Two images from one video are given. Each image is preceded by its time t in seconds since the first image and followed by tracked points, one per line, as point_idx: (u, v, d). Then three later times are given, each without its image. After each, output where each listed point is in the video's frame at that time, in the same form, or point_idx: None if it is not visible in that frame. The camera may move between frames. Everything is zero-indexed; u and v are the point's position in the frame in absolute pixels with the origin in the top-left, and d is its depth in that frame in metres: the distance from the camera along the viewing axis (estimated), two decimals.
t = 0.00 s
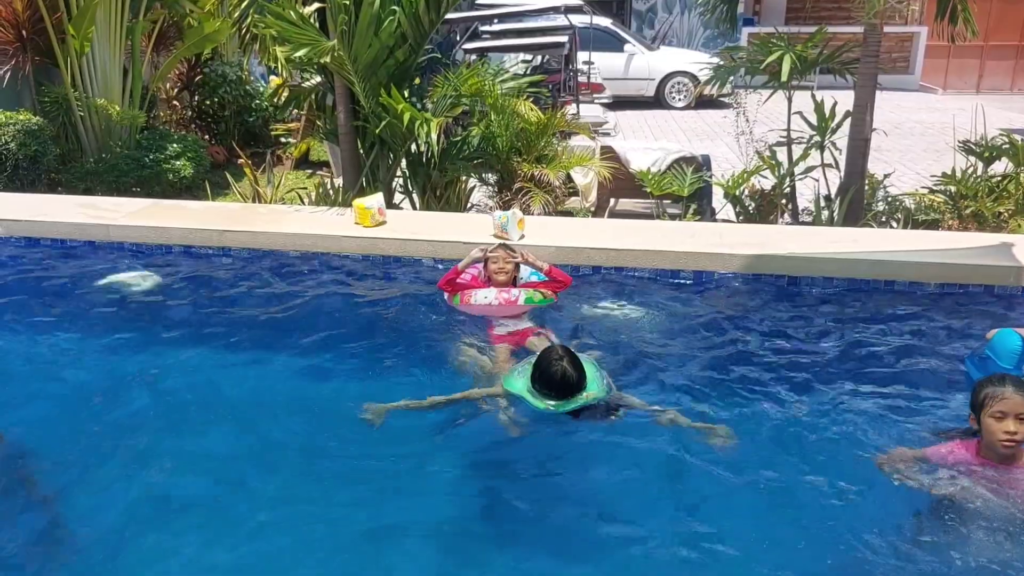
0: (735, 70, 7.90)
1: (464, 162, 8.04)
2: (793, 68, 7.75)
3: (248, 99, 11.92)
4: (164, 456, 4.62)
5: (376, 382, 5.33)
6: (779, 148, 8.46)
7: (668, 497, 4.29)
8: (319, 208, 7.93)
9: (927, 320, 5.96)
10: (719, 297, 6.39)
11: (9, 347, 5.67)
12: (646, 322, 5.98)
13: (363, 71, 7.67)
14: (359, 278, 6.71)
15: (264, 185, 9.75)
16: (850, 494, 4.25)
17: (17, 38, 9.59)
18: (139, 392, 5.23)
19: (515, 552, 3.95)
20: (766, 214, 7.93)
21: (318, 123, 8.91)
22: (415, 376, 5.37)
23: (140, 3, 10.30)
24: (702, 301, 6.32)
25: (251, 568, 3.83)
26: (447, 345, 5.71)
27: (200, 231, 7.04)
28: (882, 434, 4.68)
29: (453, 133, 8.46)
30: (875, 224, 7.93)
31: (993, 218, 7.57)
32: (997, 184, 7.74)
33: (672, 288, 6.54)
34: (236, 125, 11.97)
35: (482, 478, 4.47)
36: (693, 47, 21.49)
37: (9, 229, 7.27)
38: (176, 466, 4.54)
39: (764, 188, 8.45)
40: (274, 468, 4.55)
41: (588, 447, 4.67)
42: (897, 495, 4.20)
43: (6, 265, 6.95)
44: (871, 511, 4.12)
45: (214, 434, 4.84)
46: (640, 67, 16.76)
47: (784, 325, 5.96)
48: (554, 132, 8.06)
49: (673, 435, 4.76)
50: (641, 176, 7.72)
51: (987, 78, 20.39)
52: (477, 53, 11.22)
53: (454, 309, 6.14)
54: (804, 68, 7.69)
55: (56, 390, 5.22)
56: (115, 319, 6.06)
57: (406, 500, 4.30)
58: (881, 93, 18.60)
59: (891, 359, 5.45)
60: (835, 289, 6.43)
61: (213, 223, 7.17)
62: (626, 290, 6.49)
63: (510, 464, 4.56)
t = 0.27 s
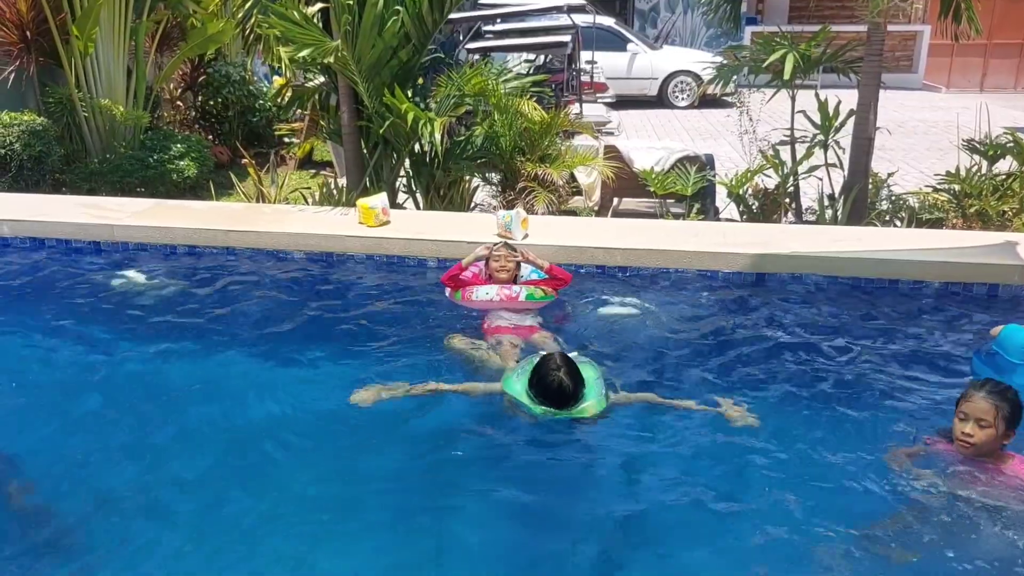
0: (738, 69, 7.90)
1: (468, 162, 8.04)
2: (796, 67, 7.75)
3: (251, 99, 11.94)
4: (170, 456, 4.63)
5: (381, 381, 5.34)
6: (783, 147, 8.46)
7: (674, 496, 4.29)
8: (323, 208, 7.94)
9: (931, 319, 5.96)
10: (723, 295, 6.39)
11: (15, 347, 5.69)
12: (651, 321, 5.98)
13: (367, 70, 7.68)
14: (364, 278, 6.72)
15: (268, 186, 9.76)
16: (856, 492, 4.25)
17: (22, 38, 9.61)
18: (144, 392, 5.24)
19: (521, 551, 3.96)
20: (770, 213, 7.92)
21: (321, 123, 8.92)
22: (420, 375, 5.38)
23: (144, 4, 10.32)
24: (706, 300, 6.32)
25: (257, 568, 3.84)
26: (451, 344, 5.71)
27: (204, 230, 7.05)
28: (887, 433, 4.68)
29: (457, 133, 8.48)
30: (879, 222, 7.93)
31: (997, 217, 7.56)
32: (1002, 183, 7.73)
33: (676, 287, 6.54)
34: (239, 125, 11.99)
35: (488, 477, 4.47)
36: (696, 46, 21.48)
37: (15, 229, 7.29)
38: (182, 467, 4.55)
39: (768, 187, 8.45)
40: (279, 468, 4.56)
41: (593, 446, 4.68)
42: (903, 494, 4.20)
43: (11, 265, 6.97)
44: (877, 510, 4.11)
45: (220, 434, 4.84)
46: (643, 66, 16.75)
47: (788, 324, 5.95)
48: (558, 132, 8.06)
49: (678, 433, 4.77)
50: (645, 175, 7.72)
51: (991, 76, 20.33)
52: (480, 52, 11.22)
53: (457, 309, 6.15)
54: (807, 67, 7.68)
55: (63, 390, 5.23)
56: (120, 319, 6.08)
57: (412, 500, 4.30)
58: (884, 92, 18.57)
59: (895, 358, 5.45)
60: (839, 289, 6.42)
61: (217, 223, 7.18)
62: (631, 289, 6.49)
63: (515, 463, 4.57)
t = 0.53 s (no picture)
0: (743, 68, 7.90)
1: (472, 162, 8.02)
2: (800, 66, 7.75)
3: (256, 99, 11.96)
4: (178, 458, 4.65)
5: (387, 382, 5.35)
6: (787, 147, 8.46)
7: (680, 497, 4.29)
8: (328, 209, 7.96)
9: (937, 318, 5.95)
10: (728, 295, 6.39)
11: (22, 348, 5.71)
12: (656, 320, 5.98)
13: (372, 71, 7.69)
14: (369, 278, 6.73)
15: (273, 186, 9.78)
16: (862, 493, 4.26)
17: (27, 39, 9.64)
18: (151, 392, 5.25)
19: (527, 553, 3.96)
20: (775, 213, 7.92)
21: (326, 123, 8.93)
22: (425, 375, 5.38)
23: (148, 5, 10.35)
24: (711, 300, 6.32)
25: (264, 570, 3.85)
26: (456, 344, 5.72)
27: (210, 231, 7.07)
28: (893, 433, 4.68)
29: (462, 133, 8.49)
30: (884, 222, 7.92)
31: (1003, 216, 7.55)
32: (1007, 182, 7.72)
33: (681, 287, 6.54)
34: (244, 126, 12.01)
35: (494, 478, 4.48)
36: (700, 46, 21.47)
37: (21, 230, 7.31)
38: (189, 469, 4.57)
39: (773, 186, 8.45)
40: (286, 469, 4.57)
41: (599, 446, 4.68)
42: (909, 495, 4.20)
43: (18, 265, 6.99)
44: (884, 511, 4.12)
45: (227, 435, 4.86)
46: (647, 66, 16.75)
47: (793, 323, 5.95)
48: (562, 131, 8.07)
49: (684, 434, 4.77)
50: (649, 174, 7.72)
51: (996, 75, 20.26)
52: (484, 53, 11.23)
53: (462, 309, 6.15)
54: (812, 66, 7.68)
55: (70, 390, 5.25)
56: (126, 319, 6.10)
57: (418, 502, 4.31)
58: (889, 91, 18.55)
59: (901, 357, 5.45)
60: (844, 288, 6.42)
61: (223, 224, 7.20)
62: (636, 289, 6.49)
63: (521, 464, 4.57)
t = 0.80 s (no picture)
0: (747, 67, 7.90)
1: (477, 161, 8.03)
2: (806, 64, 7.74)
3: (261, 99, 11.98)
4: (184, 458, 4.65)
5: (392, 381, 5.36)
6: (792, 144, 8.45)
7: (685, 499, 4.30)
8: (333, 207, 7.97)
9: (943, 317, 5.95)
10: (733, 294, 6.38)
11: (29, 346, 5.73)
12: (661, 319, 5.98)
13: (377, 70, 7.70)
14: (374, 277, 6.74)
15: (278, 185, 9.80)
16: (867, 496, 4.26)
17: (33, 39, 9.67)
18: (157, 392, 5.26)
19: (533, 556, 3.97)
20: (780, 211, 7.92)
21: (331, 122, 8.95)
22: (431, 375, 5.39)
23: (154, 5, 10.37)
24: (717, 298, 6.32)
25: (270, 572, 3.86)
26: (461, 342, 5.73)
27: (215, 230, 7.08)
28: (898, 433, 4.68)
29: (466, 132, 8.50)
30: (889, 220, 7.92)
31: (1009, 213, 7.53)
32: (1013, 179, 7.70)
33: (686, 285, 6.54)
34: (249, 125, 12.04)
35: (499, 480, 4.49)
36: (704, 45, 21.44)
37: (28, 229, 7.33)
38: (196, 468, 4.58)
39: (778, 184, 8.45)
40: (292, 470, 4.58)
41: (604, 447, 4.69)
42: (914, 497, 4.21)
43: (25, 264, 7.01)
44: (888, 514, 4.13)
45: (233, 435, 4.86)
46: (651, 64, 16.75)
47: (799, 322, 5.95)
48: (567, 130, 8.10)
49: (690, 434, 4.77)
50: (654, 173, 7.70)
51: (1001, 73, 20.19)
52: (489, 51, 11.23)
53: (468, 307, 6.16)
54: (817, 64, 7.67)
55: (77, 390, 5.27)
56: (132, 318, 6.11)
57: (424, 505, 4.32)
58: (894, 89, 18.52)
59: (907, 356, 5.44)
60: (850, 287, 6.41)
61: (228, 223, 7.21)
62: (641, 287, 6.49)
63: (527, 465, 4.58)
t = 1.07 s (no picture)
0: (750, 66, 7.89)
1: (480, 160, 8.05)
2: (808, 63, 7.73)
3: (263, 99, 12.00)
4: (187, 457, 4.64)
5: (396, 381, 5.35)
6: (795, 144, 8.44)
7: (690, 495, 4.29)
8: (336, 207, 7.97)
9: (946, 316, 5.94)
10: (737, 293, 6.38)
11: (33, 345, 5.74)
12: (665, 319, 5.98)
13: (380, 70, 7.71)
14: (377, 276, 6.75)
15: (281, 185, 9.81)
16: (873, 491, 4.24)
17: (36, 39, 9.68)
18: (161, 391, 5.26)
19: (535, 548, 3.95)
20: (783, 210, 7.91)
21: (334, 122, 8.96)
22: (434, 375, 5.39)
23: (157, 5, 10.39)
24: (720, 297, 6.31)
25: (270, 564, 3.85)
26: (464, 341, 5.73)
27: (219, 230, 7.09)
28: (903, 430, 4.67)
29: (469, 131, 8.50)
30: (892, 220, 7.91)
31: (1012, 213, 7.52)
32: (1016, 179, 7.69)
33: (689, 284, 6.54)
34: (251, 125, 12.05)
35: (503, 476, 4.47)
36: (706, 45, 21.43)
37: (31, 229, 7.34)
38: (199, 467, 4.56)
39: (780, 184, 8.44)
40: (296, 468, 4.56)
41: (608, 444, 4.68)
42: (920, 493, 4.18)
43: (29, 264, 7.02)
44: (894, 510, 4.10)
45: (236, 434, 4.85)
46: (654, 64, 16.75)
47: (803, 321, 5.94)
48: (569, 130, 8.11)
49: (694, 432, 4.76)
50: (657, 172, 7.70)
51: (1004, 73, 20.02)
52: (491, 51, 11.23)
53: (470, 307, 6.16)
54: (819, 64, 7.67)
55: (81, 389, 5.27)
56: (137, 318, 6.12)
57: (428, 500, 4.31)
58: (897, 89, 18.50)
59: (911, 354, 5.43)
60: (853, 286, 6.41)
61: (232, 222, 7.22)
62: (644, 287, 6.49)
63: (531, 461, 4.56)
